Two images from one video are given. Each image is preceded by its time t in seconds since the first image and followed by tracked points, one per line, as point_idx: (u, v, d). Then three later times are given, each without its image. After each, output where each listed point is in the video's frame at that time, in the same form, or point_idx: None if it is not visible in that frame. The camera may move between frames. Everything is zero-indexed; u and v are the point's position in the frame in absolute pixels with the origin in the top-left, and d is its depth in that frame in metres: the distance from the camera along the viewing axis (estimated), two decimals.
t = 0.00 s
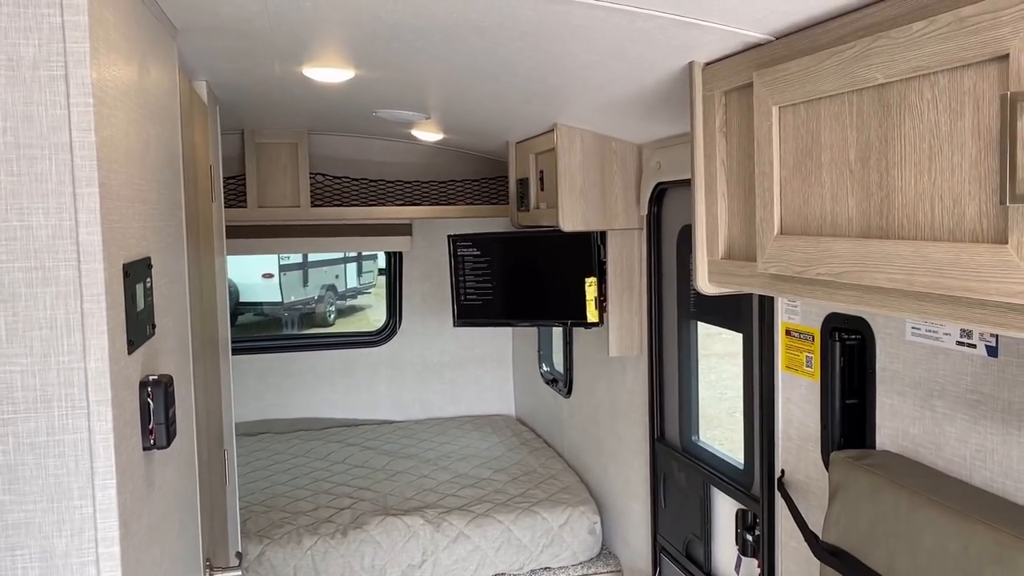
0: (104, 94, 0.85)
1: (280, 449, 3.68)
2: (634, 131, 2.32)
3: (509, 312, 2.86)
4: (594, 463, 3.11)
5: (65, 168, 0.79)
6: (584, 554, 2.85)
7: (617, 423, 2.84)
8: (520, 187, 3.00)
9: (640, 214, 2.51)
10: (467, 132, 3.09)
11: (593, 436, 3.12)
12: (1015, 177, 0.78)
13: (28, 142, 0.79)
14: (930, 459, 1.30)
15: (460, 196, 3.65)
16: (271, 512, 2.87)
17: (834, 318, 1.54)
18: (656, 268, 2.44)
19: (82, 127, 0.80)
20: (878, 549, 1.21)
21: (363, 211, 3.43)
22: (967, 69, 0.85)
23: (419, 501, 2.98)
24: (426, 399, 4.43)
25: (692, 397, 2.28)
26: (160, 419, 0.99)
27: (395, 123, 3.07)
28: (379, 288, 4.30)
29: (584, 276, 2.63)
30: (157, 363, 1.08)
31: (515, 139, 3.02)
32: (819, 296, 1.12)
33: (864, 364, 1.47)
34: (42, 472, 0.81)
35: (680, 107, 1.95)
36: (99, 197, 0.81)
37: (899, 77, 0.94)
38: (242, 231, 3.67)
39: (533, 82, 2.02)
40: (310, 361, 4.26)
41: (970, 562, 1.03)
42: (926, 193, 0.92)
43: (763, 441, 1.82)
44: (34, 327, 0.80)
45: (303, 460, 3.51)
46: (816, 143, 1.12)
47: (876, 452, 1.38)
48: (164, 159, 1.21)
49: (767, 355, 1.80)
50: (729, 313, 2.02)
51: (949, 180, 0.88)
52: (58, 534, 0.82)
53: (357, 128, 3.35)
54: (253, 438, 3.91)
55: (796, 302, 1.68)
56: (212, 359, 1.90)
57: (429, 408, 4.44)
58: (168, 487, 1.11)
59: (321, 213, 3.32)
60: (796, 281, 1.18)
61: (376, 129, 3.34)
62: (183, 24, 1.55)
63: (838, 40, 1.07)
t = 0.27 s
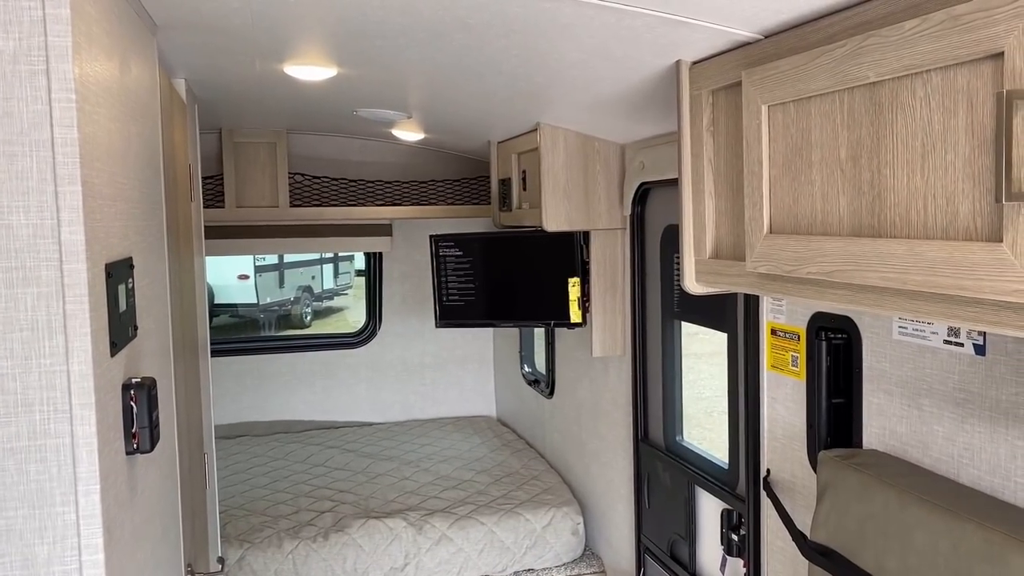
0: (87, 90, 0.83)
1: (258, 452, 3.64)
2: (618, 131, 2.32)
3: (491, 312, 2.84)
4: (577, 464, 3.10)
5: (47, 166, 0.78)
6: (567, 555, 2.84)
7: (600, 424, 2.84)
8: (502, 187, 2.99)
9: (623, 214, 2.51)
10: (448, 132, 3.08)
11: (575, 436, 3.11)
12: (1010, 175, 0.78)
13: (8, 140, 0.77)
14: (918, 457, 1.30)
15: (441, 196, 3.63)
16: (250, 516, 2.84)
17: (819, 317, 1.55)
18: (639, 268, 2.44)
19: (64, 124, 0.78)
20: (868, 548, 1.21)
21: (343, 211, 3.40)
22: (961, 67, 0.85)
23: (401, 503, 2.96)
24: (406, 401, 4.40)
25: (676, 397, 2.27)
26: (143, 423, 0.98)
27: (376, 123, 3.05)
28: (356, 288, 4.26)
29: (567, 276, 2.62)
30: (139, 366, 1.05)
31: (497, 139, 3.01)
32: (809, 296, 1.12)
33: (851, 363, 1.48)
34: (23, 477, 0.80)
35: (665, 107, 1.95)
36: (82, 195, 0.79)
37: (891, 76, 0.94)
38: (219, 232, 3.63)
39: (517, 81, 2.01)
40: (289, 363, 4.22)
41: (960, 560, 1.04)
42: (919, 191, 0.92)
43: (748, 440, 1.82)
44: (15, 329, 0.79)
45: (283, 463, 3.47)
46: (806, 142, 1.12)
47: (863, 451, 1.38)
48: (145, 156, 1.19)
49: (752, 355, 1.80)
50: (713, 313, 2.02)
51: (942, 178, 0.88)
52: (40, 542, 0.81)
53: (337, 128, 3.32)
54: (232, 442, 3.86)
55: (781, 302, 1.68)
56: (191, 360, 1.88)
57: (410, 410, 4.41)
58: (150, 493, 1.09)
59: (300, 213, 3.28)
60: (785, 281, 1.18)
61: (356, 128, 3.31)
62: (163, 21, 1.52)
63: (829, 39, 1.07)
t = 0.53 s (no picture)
0: (70, 79, 0.81)
1: (239, 451, 3.60)
2: (603, 127, 2.31)
3: (474, 309, 2.82)
4: (561, 460, 3.10)
5: (29, 155, 0.76)
6: (552, 552, 2.84)
7: (584, 420, 2.83)
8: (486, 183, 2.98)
9: (608, 210, 2.50)
10: (430, 127, 3.06)
11: (559, 433, 3.11)
12: (1009, 166, 0.78)
13: None
14: (906, 450, 1.31)
15: (423, 192, 3.61)
16: (231, 515, 2.80)
17: (806, 311, 1.55)
18: (624, 264, 2.44)
19: (46, 112, 0.76)
20: (857, 541, 1.21)
21: (326, 207, 3.36)
22: (956, 58, 0.85)
23: (384, 502, 2.94)
24: (388, 399, 4.37)
25: (662, 393, 2.27)
26: (127, 419, 0.96)
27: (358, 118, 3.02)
28: (335, 286, 4.21)
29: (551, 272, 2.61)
30: (122, 361, 1.03)
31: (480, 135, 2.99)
32: (801, 289, 1.12)
33: (838, 356, 1.48)
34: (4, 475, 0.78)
35: (651, 102, 1.95)
36: (65, 185, 0.77)
37: (885, 67, 0.94)
38: (198, 228, 3.58)
39: (503, 75, 2.00)
40: (269, 361, 4.18)
41: (951, 553, 1.04)
42: (914, 182, 0.92)
43: (735, 435, 1.82)
44: None
45: (264, 462, 3.43)
46: (798, 134, 1.11)
47: (852, 444, 1.39)
48: (128, 148, 1.16)
49: (738, 350, 1.80)
50: (699, 308, 2.02)
51: (938, 169, 0.88)
52: (22, 540, 0.79)
53: (318, 123, 3.29)
54: (212, 440, 3.82)
55: (768, 296, 1.68)
56: (171, 357, 1.85)
57: (391, 408, 4.38)
58: (133, 491, 1.06)
59: (281, 209, 3.25)
60: (777, 274, 1.17)
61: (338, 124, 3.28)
62: (144, 10, 1.49)
63: (822, 31, 1.06)
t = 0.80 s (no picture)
0: (54, 55, 0.79)
1: (222, 443, 3.56)
2: (592, 115, 2.29)
3: (460, 299, 2.80)
4: (548, 452, 3.09)
5: (12, 131, 0.74)
6: (539, 543, 2.83)
7: (571, 411, 2.83)
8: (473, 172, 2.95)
9: (596, 200, 2.49)
10: (416, 116, 3.03)
11: (546, 424, 3.10)
12: (1011, 148, 0.78)
13: None
14: (898, 438, 1.31)
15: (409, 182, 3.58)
16: (215, 508, 2.77)
17: (797, 300, 1.55)
18: (612, 254, 2.42)
19: (29, 87, 0.74)
20: (850, 529, 1.21)
21: (310, 197, 3.32)
22: (957, 39, 0.84)
23: (370, 493, 2.92)
24: (373, 391, 4.34)
25: (650, 383, 2.27)
26: (113, 406, 0.94)
27: (343, 106, 2.99)
28: (317, 279, 4.16)
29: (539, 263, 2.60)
30: (106, 348, 1.01)
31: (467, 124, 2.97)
32: (796, 275, 1.11)
33: (829, 344, 1.48)
34: None
35: (641, 90, 1.93)
36: (49, 163, 0.75)
37: (883, 50, 0.93)
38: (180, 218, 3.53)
39: (492, 63, 1.98)
40: (252, 352, 4.14)
41: (945, 539, 1.04)
42: (913, 165, 0.91)
43: (724, 425, 1.82)
44: None
45: (247, 454, 3.40)
46: (794, 118, 1.10)
47: (843, 432, 1.39)
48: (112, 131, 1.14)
49: (728, 339, 1.80)
50: (689, 297, 2.02)
51: (937, 151, 0.88)
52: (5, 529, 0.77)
53: (302, 111, 3.25)
54: (194, 433, 3.77)
55: (758, 285, 1.68)
56: (153, 347, 1.83)
57: (376, 400, 4.35)
58: (118, 479, 1.04)
59: (265, 199, 3.21)
60: (770, 260, 1.17)
61: (322, 112, 3.24)
62: None
63: (818, 13, 1.05)
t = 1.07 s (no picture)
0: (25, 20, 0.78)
1: (207, 430, 3.52)
2: (583, 97, 2.28)
3: (449, 284, 2.78)
4: (537, 437, 3.08)
5: None
6: (528, 529, 2.83)
7: (561, 396, 2.82)
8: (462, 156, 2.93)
9: (587, 183, 2.47)
10: (405, 99, 3.00)
11: (535, 410, 3.09)
12: (1017, 119, 0.77)
13: None
14: (893, 420, 1.31)
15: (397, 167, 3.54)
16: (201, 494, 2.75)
17: (792, 282, 1.54)
18: (603, 238, 2.41)
19: None
20: (846, 510, 1.20)
21: (297, 181, 3.28)
22: (962, 9, 0.83)
23: (358, 479, 2.90)
24: (360, 378, 4.32)
25: (641, 368, 2.26)
26: (98, 382, 0.94)
27: (330, 87, 2.95)
28: (303, 268, 4.13)
29: (529, 248, 2.58)
30: (93, 322, 1.00)
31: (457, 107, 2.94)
32: (794, 253, 1.10)
33: (823, 325, 1.48)
34: None
35: (635, 70, 1.92)
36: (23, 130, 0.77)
37: (887, 21, 0.92)
38: (164, 201, 3.49)
39: (482, 42, 1.96)
40: (238, 338, 4.10)
41: (943, 519, 1.03)
42: (915, 139, 0.90)
43: (716, 408, 1.81)
44: None
45: (233, 440, 3.37)
46: (793, 93, 1.09)
47: (838, 414, 1.39)
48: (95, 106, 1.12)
49: (721, 322, 1.79)
50: (680, 281, 2.01)
51: (940, 124, 0.87)
52: None
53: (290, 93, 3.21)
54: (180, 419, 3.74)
55: (752, 267, 1.67)
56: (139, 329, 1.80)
57: (364, 387, 4.33)
58: (100, 460, 1.03)
59: (252, 182, 3.17)
60: (768, 238, 1.15)
61: (310, 94, 3.20)
62: None
63: None
